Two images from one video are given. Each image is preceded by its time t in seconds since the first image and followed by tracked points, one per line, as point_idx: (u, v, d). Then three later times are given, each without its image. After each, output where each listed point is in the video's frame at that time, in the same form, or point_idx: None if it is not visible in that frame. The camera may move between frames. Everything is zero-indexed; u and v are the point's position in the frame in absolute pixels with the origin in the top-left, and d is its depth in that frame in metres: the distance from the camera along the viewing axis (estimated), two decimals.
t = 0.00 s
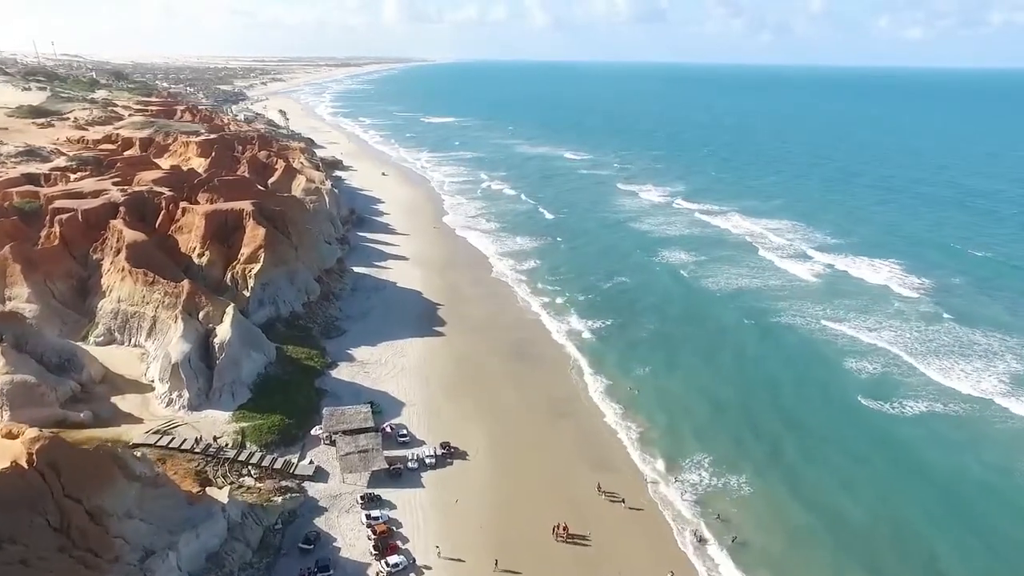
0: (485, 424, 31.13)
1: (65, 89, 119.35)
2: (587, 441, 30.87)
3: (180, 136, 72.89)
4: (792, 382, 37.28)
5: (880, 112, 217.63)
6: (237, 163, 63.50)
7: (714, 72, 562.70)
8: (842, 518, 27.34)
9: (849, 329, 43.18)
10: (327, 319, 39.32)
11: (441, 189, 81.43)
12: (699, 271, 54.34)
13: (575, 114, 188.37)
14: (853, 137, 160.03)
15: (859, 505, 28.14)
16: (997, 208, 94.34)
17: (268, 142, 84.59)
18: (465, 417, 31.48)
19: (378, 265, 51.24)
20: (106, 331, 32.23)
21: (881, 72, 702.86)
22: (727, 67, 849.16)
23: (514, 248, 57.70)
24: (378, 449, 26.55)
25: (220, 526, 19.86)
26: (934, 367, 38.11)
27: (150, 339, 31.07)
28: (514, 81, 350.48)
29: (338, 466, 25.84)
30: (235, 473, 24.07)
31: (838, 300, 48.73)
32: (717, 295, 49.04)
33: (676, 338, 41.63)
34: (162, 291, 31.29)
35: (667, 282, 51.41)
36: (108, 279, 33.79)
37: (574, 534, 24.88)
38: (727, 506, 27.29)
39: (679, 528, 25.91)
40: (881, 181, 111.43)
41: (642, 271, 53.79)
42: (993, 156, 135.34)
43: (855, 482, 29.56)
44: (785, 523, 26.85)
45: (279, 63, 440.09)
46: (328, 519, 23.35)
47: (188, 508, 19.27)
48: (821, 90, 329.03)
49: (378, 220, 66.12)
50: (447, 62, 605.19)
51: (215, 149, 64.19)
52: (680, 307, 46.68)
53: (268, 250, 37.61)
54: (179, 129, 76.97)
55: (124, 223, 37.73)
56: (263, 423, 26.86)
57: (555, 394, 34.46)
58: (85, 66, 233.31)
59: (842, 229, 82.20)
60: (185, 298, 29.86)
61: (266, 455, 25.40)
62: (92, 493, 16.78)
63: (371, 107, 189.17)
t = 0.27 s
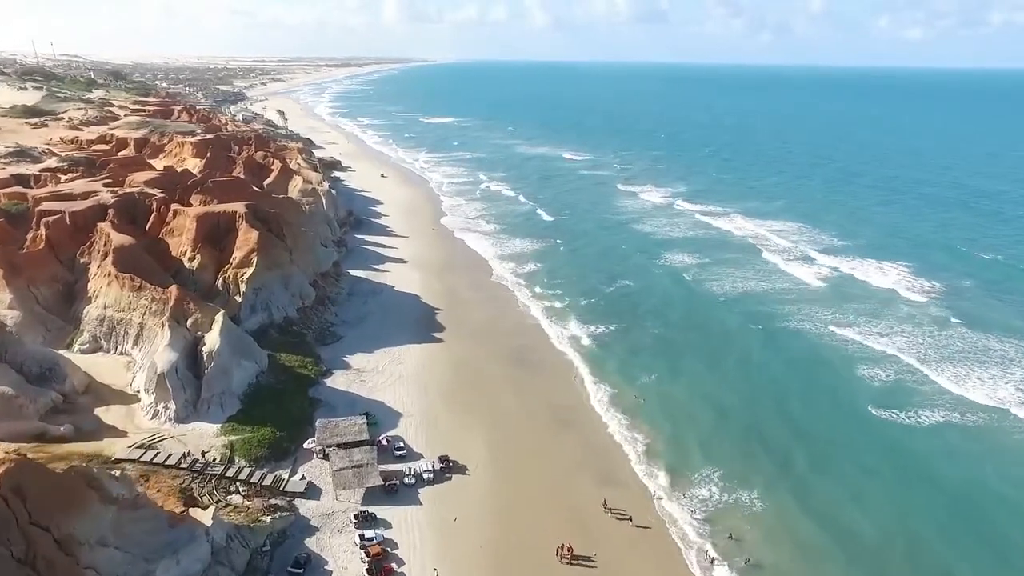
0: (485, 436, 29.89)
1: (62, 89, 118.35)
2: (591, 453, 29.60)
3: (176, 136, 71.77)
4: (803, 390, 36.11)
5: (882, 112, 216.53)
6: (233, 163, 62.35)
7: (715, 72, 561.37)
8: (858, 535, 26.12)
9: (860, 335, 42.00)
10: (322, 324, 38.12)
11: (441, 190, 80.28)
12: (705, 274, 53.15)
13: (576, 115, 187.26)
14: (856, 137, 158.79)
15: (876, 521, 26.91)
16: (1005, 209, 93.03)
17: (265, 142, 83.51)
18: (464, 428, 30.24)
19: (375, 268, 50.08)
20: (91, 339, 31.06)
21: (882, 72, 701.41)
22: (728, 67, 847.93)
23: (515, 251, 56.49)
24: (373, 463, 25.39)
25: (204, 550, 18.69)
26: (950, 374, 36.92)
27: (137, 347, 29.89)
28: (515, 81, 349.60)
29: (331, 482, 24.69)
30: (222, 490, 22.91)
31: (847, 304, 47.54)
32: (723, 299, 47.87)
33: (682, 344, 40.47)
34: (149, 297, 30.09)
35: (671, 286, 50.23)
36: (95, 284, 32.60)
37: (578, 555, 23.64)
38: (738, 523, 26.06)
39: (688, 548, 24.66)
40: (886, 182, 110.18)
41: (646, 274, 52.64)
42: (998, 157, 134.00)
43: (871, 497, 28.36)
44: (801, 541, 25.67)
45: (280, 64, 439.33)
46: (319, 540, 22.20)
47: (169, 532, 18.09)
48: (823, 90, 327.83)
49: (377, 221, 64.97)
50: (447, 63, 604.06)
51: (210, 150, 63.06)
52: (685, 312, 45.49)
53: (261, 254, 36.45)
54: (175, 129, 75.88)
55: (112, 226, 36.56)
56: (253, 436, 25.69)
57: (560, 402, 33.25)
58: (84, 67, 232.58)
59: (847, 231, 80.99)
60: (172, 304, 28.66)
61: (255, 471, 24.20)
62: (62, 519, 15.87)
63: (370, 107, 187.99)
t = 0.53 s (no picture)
0: (485, 450, 28.70)
1: (57, 88, 117.10)
2: (595, 467, 28.41)
3: (171, 136, 70.61)
4: (815, 399, 35.00)
5: (888, 113, 213.63)
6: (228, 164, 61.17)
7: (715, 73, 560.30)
8: (876, 556, 24.97)
9: (872, 341, 40.81)
10: (316, 330, 36.91)
11: (440, 191, 79.10)
12: (710, 277, 51.92)
13: (577, 115, 186.13)
14: (859, 137, 157.52)
15: (894, 541, 25.76)
16: (1012, 210, 91.81)
17: (262, 143, 82.31)
18: (464, 441, 29.04)
19: (373, 272, 48.91)
20: (75, 347, 29.86)
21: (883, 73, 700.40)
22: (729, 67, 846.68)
23: (515, 253, 55.28)
24: (368, 479, 24.18)
25: None
26: (967, 382, 35.75)
27: (123, 356, 28.69)
28: (516, 81, 348.54)
29: (323, 500, 23.50)
30: (208, 509, 21.72)
31: (857, 308, 46.35)
32: (729, 304, 46.69)
33: (688, 351, 39.41)
34: (135, 304, 28.89)
35: (676, 290, 49.05)
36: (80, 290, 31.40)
37: None
38: (751, 543, 24.88)
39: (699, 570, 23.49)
40: (890, 183, 108.99)
41: (649, 277, 51.45)
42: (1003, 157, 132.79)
43: (889, 513, 27.21)
44: (816, 562, 24.51)
45: (281, 64, 440.03)
46: (310, 563, 21.04)
47: (146, 559, 16.94)
48: (824, 91, 326.66)
49: (375, 223, 63.81)
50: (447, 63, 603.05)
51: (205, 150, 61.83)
52: (691, 316, 44.30)
53: (254, 258, 35.23)
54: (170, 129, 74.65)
55: (100, 228, 35.37)
56: (241, 450, 24.50)
57: (564, 412, 32.05)
58: (83, 66, 231.66)
59: (852, 232, 79.83)
60: (159, 312, 27.48)
61: (244, 488, 23.02)
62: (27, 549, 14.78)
63: (369, 107, 186.88)
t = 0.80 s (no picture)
0: (486, 464, 27.51)
1: (53, 88, 115.90)
2: (600, 483, 27.21)
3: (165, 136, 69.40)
4: (826, 410, 33.81)
5: (889, 113, 212.55)
6: (222, 165, 59.98)
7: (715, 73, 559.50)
8: None
9: (884, 348, 39.62)
10: (311, 336, 35.71)
11: (439, 192, 77.88)
12: (716, 281, 50.70)
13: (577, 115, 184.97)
14: (862, 138, 156.30)
15: (915, 561, 24.58)
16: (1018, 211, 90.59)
17: (259, 143, 81.10)
18: (463, 455, 27.83)
19: (371, 275, 47.68)
20: (59, 356, 28.64)
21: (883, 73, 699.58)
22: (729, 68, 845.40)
23: (516, 256, 54.06)
24: (362, 497, 22.96)
25: None
26: (985, 391, 34.57)
27: (107, 365, 27.46)
28: (515, 82, 347.48)
29: (315, 519, 22.27)
30: (191, 531, 20.47)
31: (867, 313, 45.11)
32: (736, 309, 45.47)
33: (693, 359, 38.20)
34: (121, 311, 27.66)
35: (681, 294, 47.85)
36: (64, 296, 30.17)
37: None
38: (765, 565, 23.68)
39: None
40: (894, 184, 107.85)
41: (653, 280, 50.25)
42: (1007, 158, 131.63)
43: (906, 532, 26.00)
44: None
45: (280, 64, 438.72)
46: None
47: None
48: (825, 91, 325.59)
49: (373, 225, 62.60)
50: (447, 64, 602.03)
51: (200, 150, 60.61)
52: (696, 322, 43.09)
53: (247, 261, 34.01)
54: (165, 129, 73.42)
55: (87, 231, 34.14)
56: (229, 466, 23.28)
57: (566, 423, 30.84)
58: (81, 66, 230.61)
59: (858, 234, 78.62)
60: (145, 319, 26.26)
61: (231, 507, 21.79)
62: None
63: (368, 107, 185.72)
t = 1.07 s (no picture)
0: (485, 479, 26.32)
1: (48, 88, 114.55)
2: (605, 499, 25.98)
3: (160, 136, 68.17)
4: (836, 421, 32.61)
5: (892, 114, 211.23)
6: (217, 166, 58.74)
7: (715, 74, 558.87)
8: None
9: (898, 355, 38.35)
10: (306, 343, 34.48)
11: (439, 194, 76.67)
12: (722, 284, 49.47)
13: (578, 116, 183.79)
14: (866, 138, 155.07)
15: None
16: None
17: (255, 144, 79.85)
18: (462, 470, 26.63)
19: (368, 279, 46.47)
20: (40, 365, 27.39)
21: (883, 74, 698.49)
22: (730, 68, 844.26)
23: (517, 259, 52.82)
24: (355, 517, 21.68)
25: None
26: (1006, 400, 33.24)
27: (90, 376, 26.22)
28: (516, 82, 346.41)
29: (304, 542, 21.05)
30: (172, 556, 19.21)
31: (878, 317, 43.84)
32: (743, 314, 44.22)
33: (698, 367, 37.03)
34: (104, 318, 26.40)
35: (686, 298, 46.57)
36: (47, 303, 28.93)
37: None
38: None
39: None
40: (899, 185, 106.55)
41: (657, 284, 49.03)
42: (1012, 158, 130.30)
43: (925, 553, 24.77)
44: None
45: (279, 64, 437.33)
46: None
47: None
48: (827, 92, 324.45)
49: (370, 227, 61.41)
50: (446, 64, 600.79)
51: (194, 150, 59.35)
52: (702, 327, 41.87)
53: (238, 266, 32.81)
54: (160, 129, 72.16)
55: (73, 234, 32.91)
56: (216, 484, 22.07)
57: (569, 435, 29.65)
58: (79, 66, 229.41)
59: (864, 236, 77.35)
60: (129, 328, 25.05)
61: (216, 529, 20.55)
62: None
63: (368, 108, 184.47)
